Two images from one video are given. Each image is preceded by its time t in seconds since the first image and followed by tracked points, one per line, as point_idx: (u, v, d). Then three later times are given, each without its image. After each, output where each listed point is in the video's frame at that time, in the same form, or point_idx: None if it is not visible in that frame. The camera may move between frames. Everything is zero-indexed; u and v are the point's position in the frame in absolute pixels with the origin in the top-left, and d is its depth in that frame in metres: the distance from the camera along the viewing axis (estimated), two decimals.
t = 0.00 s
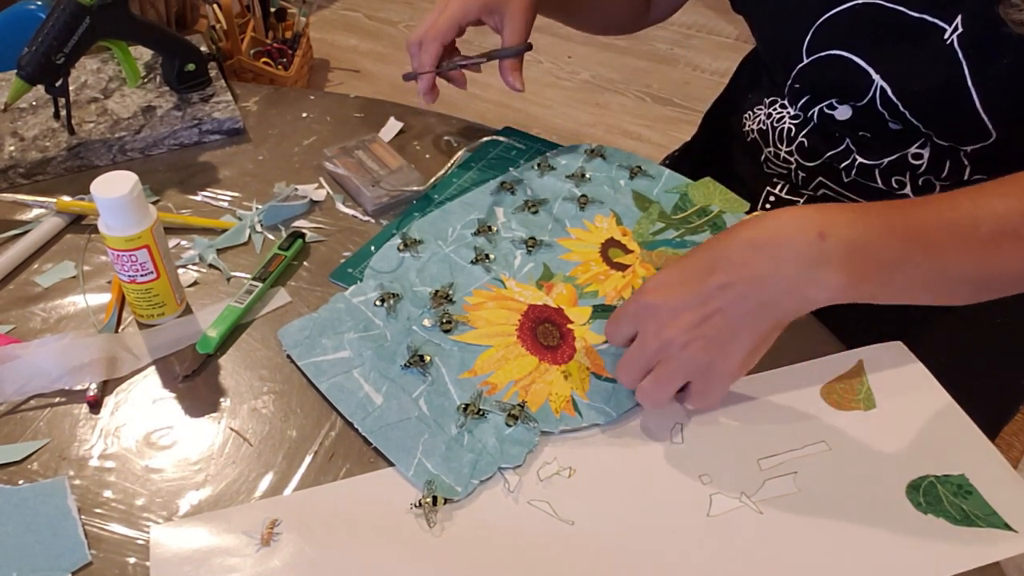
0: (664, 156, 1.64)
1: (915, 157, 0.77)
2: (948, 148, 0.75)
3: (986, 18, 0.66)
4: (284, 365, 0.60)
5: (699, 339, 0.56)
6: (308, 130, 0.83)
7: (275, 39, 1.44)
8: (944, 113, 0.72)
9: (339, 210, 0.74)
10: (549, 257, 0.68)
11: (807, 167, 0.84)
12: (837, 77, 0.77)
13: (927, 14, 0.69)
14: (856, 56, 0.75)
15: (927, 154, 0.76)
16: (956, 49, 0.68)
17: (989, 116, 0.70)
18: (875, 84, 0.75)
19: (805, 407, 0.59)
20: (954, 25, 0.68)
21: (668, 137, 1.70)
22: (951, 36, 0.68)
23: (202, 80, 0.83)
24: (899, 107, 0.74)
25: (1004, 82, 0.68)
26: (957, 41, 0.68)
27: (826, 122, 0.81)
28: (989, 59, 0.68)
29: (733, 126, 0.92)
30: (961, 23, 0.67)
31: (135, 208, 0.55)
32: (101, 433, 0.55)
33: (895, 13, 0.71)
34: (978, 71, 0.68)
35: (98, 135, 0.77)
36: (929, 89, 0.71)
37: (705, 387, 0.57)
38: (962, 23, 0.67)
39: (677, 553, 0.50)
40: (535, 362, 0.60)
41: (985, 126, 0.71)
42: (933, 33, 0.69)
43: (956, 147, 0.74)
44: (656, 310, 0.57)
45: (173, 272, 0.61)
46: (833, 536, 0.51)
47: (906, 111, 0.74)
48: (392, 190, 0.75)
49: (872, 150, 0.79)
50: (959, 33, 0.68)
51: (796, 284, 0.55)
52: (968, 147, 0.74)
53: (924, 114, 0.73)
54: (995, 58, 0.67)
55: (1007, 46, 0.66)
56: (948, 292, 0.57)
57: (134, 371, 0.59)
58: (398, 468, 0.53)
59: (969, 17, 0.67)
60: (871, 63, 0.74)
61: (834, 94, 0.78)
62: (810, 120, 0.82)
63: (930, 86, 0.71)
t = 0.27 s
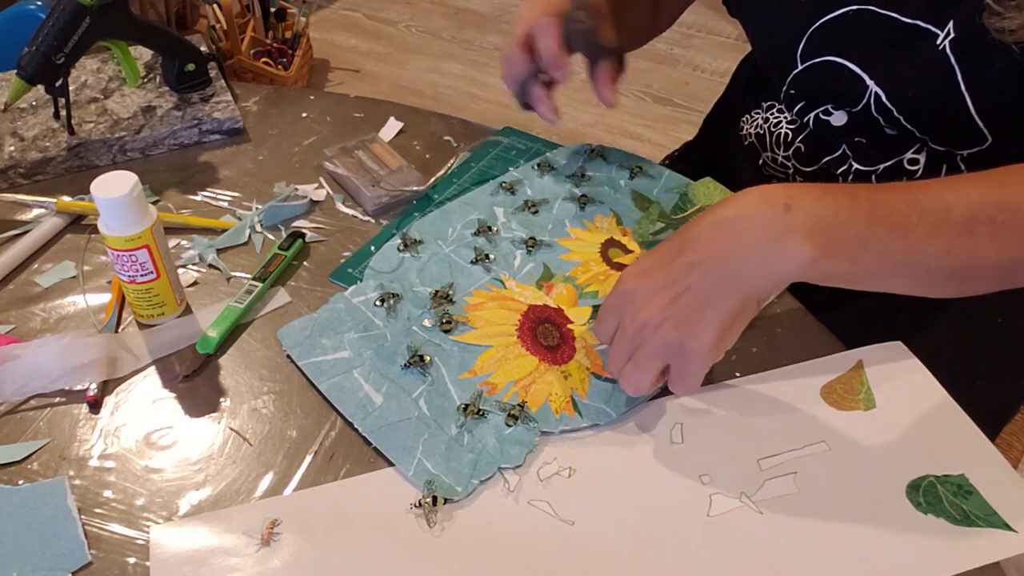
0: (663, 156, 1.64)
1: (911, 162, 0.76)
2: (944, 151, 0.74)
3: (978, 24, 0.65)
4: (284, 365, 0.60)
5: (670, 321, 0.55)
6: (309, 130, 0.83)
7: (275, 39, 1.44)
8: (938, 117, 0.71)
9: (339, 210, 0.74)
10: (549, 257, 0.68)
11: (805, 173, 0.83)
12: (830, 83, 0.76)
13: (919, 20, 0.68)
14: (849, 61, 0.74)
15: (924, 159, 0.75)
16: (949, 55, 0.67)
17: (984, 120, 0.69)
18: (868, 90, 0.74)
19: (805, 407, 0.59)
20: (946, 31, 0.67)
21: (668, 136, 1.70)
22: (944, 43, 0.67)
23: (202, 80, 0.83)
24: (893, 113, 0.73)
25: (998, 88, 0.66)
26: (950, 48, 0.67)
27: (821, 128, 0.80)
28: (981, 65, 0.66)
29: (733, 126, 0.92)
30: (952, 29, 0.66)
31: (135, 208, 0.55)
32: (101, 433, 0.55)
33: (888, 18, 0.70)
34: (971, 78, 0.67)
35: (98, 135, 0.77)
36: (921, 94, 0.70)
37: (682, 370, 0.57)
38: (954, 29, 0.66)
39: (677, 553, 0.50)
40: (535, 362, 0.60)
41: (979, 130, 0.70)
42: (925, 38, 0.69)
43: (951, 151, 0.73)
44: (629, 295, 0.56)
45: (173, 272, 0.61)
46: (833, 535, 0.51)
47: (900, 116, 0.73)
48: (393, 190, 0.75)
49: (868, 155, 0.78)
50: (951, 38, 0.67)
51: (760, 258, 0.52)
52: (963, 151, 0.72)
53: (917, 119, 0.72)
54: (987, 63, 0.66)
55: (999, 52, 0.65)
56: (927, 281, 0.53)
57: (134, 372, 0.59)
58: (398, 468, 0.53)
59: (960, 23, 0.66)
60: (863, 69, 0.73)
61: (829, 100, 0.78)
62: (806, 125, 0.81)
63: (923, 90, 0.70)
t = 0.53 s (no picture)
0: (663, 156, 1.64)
1: (904, 181, 0.76)
2: (939, 171, 0.74)
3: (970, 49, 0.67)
4: (284, 365, 0.60)
5: (699, 325, 0.57)
6: (309, 130, 0.83)
7: (275, 39, 1.44)
8: (934, 140, 0.72)
9: (339, 211, 0.74)
10: (549, 258, 0.68)
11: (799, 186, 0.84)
12: (825, 102, 0.76)
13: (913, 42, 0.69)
14: (843, 81, 0.74)
15: (918, 177, 0.76)
16: (942, 78, 0.68)
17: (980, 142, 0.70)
18: (863, 112, 0.74)
19: (805, 408, 0.59)
20: (940, 54, 0.68)
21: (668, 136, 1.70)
22: (937, 65, 0.68)
23: (202, 80, 0.83)
24: (888, 133, 0.74)
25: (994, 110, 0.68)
26: (944, 71, 0.68)
27: (815, 145, 0.80)
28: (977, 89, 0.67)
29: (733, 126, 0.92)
30: (946, 52, 0.68)
31: (135, 208, 0.55)
32: (100, 433, 0.55)
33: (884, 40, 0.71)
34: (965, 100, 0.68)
35: (98, 135, 0.77)
36: (919, 115, 0.71)
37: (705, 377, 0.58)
38: (948, 52, 0.67)
39: (677, 553, 0.50)
40: (535, 363, 0.60)
41: (975, 152, 0.71)
42: (920, 61, 0.69)
43: (946, 171, 0.74)
44: (656, 298, 0.58)
45: (173, 272, 0.61)
46: (833, 535, 0.51)
47: (895, 137, 0.74)
48: (393, 190, 0.75)
49: (862, 175, 0.78)
50: (945, 62, 0.68)
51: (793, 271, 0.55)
52: (959, 170, 0.73)
53: (914, 139, 0.73)
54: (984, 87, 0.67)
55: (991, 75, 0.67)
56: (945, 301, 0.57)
57: (134, 372, 0.59)
58: (398, 468, 0.53)
59: (953, 47, 0.67)
60: (858, 89, 0.73)
61: (823, 118, 0.78)
62: (801, 140, 0.81)
63: (920, 111, 0.71)
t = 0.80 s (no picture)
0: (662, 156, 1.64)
1: (906, 185, 0.77)
2: (940, 176, 0.75)
3: (978, 55, 0.67)
4: (284, 365, 0.60)
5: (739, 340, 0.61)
6: (308, 130, 0.83)
7: (275, 39, 1.44)
8: (939, 144, 0.72)
9: (339, 210, 0.74)
10: (549, 257, 0.68)
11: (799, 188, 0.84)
12: (828, 104, 0.77)
13: (919, 45, 0.70)
14: (847, 84, 0.75)
15: (919, 181, 0.76)
16: (951, 83, 0.69)
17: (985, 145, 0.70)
18: (867, 116, 0.75)
19: (805, 407, 0.59)
20: (947, 59, 0.69)
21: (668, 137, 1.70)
22: (945, 71, 0.69)
23: (202, 80, 0.83)
24: (892, 136, 0.74)
25: (999, 112, 0.68)
26: (952, 76, 0.69)
27: (816, 149, 0.80)
28: (983, 91, 0.68)
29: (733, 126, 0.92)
30: (954, 57, 0.68)
31: (135, 208, 0.55)
32: (100, 433, 0.55)
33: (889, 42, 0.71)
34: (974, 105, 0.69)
35: (98, 135, 0.77)
36: (924, 119, 0.72)
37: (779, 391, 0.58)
38: (955, 57, 0.68)
39: (677, 553, 0.50)
40: (535, 362, 0.60)
41: (979, 157, 0.71)
42: (926, 64, 0.70)
43: (948, 176, 0.74)
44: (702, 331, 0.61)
45: (174, 272, 0.61)
46: (833, 536, 0.51)
47: (898, 139, 0.74)
48: (392, 190, 0.75)
49: (862, 179, 0.79)
50: (953, 67, 0.69)
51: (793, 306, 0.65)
52: (960, 176, 0.74)
53: (917, 143, 0.73)
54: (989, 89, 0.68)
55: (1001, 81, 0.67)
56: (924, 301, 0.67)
57: (134, 372, 0.59)
58: (399, 467, 0.53)
59: (962, 52, 0.68)
60: (863, 92, 0.74)
61: (825, 121, 0.78)
62: (800, 144, 0.81)
63: (925, 114, 0.71)
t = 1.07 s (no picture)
0: (662, 148, 1.64)
1: (902, 182, 0.77)
2: (938, 169, 0.75)
3: (975, 48, 0.67)
4: (284, 356, 0.60)
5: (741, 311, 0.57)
6: (308, 121, 0.83)
7: (275, 30, 1.43)
8: (936, 138, 0.72)
9: (339, 202, 0.74)
10: (549, 247, 0.68)
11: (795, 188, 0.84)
12: (825, 98, 0.77)
13: (916, 38, 0.69)
14: (845, 76, 0.74)
15: (915, 176, 0.76)
16: (948, 76, 0.69)
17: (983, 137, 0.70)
18: (864, 108, 0.74)
19: (805, 399, 0.59)
20: (945, 53, 0.68)
21: (668, 128, 1.70)
22: (943, 64, 0.69)
23: (201, 71, 0.83)
24: (889, 130, 0.74)
25: (997, 103, 0.68)
26: (949, 69, 0.69)
27: (812, 144, 0.80)
28: (981, 85, 0.68)
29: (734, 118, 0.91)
30: (952, 50, 0.68)
31: (135, 198, 0.55)
32: (100, 424, 0.55)
33: (887, 37, 0.71)
34: (972, 98, 0.69)
35: (97, 126, 0.77)
36: (920, 112, 0.71)
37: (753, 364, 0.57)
38: (953, 51, 0.68)
39: (677, 543, 0.50)
40: (535, 352, 0.60)
41: (977, 148, 0.71)
42: (924, 56, 0.69)
43: (947, 168, 0.74)
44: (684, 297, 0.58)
45: (173, 263, 0.61)
46: (832, 527, 0.51)
47: (895, 134, 0.74)
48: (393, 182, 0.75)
49: (858, 176, 0.79)
50: (950, 60, 0.68)
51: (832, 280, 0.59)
52: (959, 168, 0.74)
53: (914, 137, 0.73)
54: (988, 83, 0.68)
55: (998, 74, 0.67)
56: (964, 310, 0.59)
57: (134, 363, 0.59)
58: (399, 457, 0.53)
59: (959, 45, 0.67)
60: (860, 85, 0.74)
61: (821, 115, 0.78)
62: (795, 139, 0.81)
63: (921, 107, 0.71)
